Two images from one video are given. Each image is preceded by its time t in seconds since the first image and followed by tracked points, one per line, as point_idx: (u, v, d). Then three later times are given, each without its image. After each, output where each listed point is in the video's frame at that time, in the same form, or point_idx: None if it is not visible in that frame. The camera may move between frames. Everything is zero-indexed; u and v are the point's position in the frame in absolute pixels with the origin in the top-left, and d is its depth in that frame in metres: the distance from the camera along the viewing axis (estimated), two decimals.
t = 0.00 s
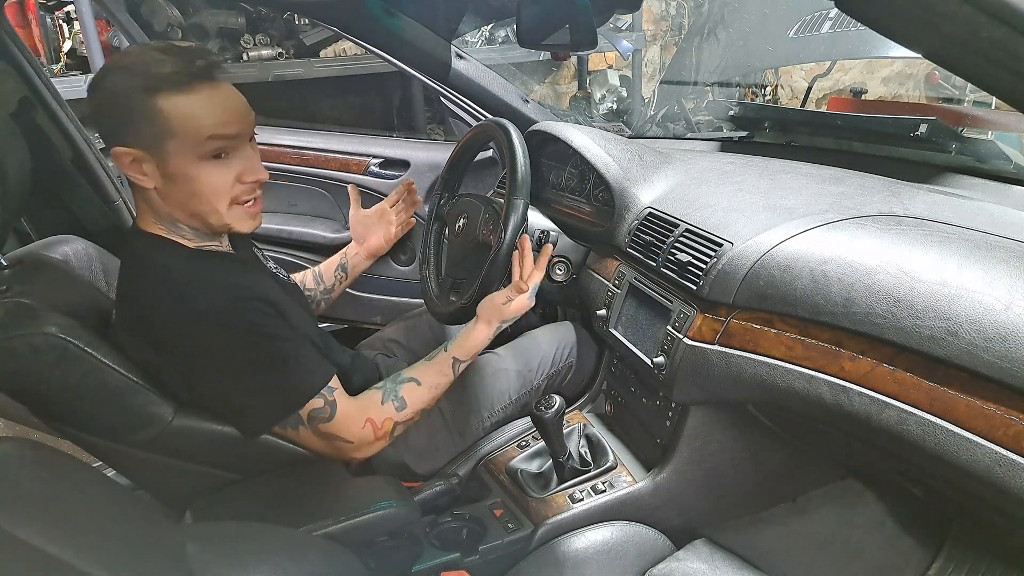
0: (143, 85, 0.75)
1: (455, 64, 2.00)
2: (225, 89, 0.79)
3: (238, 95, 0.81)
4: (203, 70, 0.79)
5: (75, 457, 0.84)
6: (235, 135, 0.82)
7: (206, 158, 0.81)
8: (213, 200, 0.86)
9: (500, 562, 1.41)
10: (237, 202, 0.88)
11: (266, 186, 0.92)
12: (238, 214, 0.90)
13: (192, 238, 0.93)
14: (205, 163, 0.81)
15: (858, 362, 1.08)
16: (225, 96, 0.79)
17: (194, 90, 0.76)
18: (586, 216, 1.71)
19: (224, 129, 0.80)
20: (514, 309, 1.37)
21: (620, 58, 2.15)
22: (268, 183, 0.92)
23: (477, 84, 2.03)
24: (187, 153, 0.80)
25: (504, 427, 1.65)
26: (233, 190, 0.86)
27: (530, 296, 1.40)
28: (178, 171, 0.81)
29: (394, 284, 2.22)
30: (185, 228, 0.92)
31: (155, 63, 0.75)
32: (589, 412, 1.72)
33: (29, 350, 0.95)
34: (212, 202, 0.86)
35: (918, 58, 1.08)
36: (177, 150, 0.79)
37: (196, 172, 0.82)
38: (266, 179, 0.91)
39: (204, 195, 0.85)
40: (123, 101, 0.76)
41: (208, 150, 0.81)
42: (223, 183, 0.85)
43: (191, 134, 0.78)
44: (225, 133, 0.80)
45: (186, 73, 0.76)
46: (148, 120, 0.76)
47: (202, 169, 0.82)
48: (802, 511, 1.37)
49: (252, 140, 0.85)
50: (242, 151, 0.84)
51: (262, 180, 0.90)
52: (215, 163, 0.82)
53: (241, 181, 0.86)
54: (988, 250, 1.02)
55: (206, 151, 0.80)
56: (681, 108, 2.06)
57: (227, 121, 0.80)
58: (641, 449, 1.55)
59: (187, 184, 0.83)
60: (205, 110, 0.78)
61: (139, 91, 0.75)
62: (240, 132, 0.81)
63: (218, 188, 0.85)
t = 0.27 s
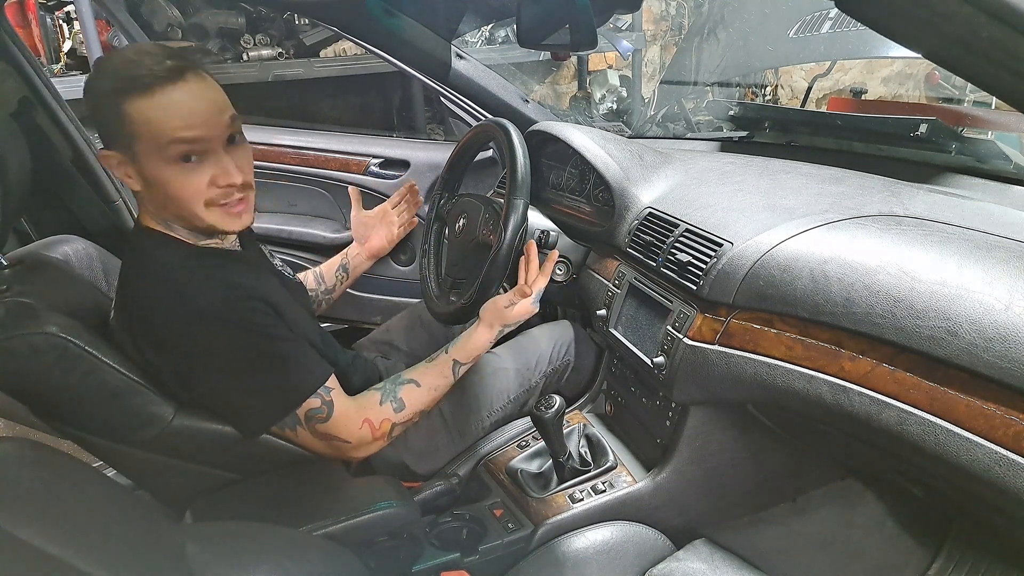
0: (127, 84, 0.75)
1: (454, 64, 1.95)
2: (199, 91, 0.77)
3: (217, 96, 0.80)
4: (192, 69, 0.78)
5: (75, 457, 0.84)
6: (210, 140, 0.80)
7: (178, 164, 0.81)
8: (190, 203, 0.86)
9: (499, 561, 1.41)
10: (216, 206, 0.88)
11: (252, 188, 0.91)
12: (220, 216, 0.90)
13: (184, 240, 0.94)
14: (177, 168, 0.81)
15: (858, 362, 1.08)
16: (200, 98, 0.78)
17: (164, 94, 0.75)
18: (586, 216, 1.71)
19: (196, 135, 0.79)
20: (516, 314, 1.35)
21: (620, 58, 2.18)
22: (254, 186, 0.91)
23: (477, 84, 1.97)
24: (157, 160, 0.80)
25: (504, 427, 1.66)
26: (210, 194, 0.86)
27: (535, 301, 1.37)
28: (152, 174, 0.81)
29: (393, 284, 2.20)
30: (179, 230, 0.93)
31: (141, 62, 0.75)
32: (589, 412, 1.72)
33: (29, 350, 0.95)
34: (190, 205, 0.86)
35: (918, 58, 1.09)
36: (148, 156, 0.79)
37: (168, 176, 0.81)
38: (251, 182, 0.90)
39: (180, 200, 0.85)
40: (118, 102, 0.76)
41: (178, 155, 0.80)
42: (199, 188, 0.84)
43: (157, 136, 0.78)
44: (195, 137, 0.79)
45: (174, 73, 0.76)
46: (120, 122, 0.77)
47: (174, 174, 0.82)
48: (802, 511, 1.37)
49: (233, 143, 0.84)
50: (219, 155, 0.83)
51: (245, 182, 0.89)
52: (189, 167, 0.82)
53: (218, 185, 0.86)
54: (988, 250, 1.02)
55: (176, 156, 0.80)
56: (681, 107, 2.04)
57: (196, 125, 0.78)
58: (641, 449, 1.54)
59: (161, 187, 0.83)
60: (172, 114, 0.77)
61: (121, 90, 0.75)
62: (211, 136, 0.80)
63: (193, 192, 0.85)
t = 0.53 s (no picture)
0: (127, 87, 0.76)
1: (454, 64, 1.93)
2: (207, 91, 0.78)
3: (224, 95, 0.81)
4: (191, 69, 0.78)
5: (75, 457, 0.84)
6: (218, 140, 0.81)
7: (188, 165, 0.81)
8: (198, 203, 0.87)
9: (499, 561, 1.41)
10: (224, 205, 0.89)
11: (257, 189, 0.91)
12: (226, 216, 0.91)
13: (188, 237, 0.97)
14: (186, 169, 0.82)
15: (858, 362, 1.08)
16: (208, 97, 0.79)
17: (174, 96, 0.76)
18: (586, 215, 1.71)
19: (205, 136, 0.80)
20: (520, 322, 1.31)
21: (620, 58, 2.19)
22: (259, 187, 0.91)
23: (477, 84, 1.95)
24: (166, 161, 0.80)
25: (504, 427, 1.66)
26: (217, 194, 0.86)
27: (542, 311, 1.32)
28: (160, 176, 0.82)
29: (393, 284, 2.19)
30: (182, 227, 0.94)
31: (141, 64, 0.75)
32: (589, 412, 1.72)
33: (29, 350, 0.95)
34: (197, 205, 0.87)
35: (918, 59, 1.09)
36: (157, 157, 0.80)
37: (177, 178, 0.82)
38: (257, 183, 0.90)
39: (188, 199, 0.86)
40: (117, 103, 0.76)
41: (187, 157, 0.80)
42: (207, 188, 0.85)
43: (165, 140, 0.78)
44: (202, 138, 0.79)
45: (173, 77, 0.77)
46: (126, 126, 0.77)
47: (183, 175, 0.82)
48: (802, 511, 1.37)
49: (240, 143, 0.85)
50: (226, 156, 0.83)
51: (251, 182, 0.89)
52: (197, 169, 0.82)
53: (226, 185, 0.86)
54: (988, 250, 1.02)
55: (185, 158, 0.80)
56: (681, 108, 2.04)
57: (205, 126, 0.79)
58: (641, 449, 1.54)
59: (169, 188, 0.84)
60: (182, 116, 0.77)
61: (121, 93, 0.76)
62: (219, 136, 0.80)
63: (202, 192, 0.85)
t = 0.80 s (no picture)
0: (142, 102, 0.80)
1: (454, 64, 1.92)
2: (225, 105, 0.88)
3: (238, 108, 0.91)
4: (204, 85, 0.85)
5: (75, 457, 0.84)
6: (236, 150, 0.91)
7: (207, 173, 0.91)
8: (210, 209, 0.95)
9: (499, 562, 1.41)
10: (234, 212, 0.98)
11: (263, 197, 1.01)
12: (235, 222, 0.99)
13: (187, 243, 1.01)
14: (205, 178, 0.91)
15: (858, 362, 1.08)
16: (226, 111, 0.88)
17: (196, 110, 0.84)
18: (586, 215, 1.71)
19: (225, 147, 0.89)
20: (522, 327, 1.30)
21: (621, 58, 2.19)
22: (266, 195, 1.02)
23: (477, 83, 1.94)
24: (186, 169, 0.88)
25: (504, 427, 1.66)
26: (229, 200, 0.96)
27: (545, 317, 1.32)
28: (177, 183, 0.90)
29: (393, 284, 2.19)
30: (181, 234, 1.00)
31: (154, 78, 0.80)
32: (589, 412, 1.72)
33: (28, 350, 0.95)
34: (208, 211, 0.95)
35: (918, 59, 1.09)
36: (177, 165, 0.88)
37: (195, 186, 0.91)
38: (265, 191, 1.01)
39: (201, 206, 0.94)
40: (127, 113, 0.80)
41: (203, 167, 0.90)
42: (222, 196, 0.94)
43: (183, 154, 0.87)
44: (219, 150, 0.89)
45: (188, 90, 0.82)
46: (144, 138, 0.83)
47: (201, 182, 0.91)
48: (802, 511, 1.37)
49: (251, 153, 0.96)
50: (241, 165, 0.94)
51: (259, 190, 1.00)
52: (215, 176, 0.92)
53: (239, 193, 0.96)
54: (988, 250, 1.02)
55: (206, 167, 0.90)
56: (681, 107, 2.04)
57: (221, 140, 0.88)
58: (641, 449, 1.54)
59: (184, 195, 0.91)
60: (206, 129, 0.86)
61: (136, 107, 0.80)
62: (237, 146, 0.91)
63: (217, 199, 0.94)
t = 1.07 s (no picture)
0: (131, 100, 0.81)
1: (454, 64, 1.92)
2: (211, 92, 0.90)
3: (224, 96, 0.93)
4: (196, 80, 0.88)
5: (76, 457, 0.84)
6: (232, 139, 0.95)
7: (208, 165, 0.93)
8: (212, 201, 0.98)
9: (499, 561, 1.41)
10: (234, 201, 1.01)
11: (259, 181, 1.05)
12: (236, 211, 1.02)
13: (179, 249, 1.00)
14: (207, 170, 0.94)
15: (858, 362, 1.08)
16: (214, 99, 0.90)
17: (185, 101, 0.86)
18: (586, 216, 1.71)
19: (221, 135, 0.92)
20: (495, 289, 1.34)
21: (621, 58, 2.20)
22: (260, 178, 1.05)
23: (477, 83, 1.94)
24: (188, 164, 0.91)
25: (504, 428, 1.66)
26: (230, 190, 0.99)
27: (519, 283, 1.35)
28: (179, 179, 0.92)
29: (394, 284, 2.21)
30: (179, 230, 1.01)
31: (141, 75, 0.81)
32: (589, 412, 1.72)
33: (28, 350, 0.95)
34: (211, 202, 0.98)
35: (918, 58, 1.09)
36: (178, 162, 0.90)
37: (198, 179, 0.93)
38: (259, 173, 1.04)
39: (202, 199, 0.96)
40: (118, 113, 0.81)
41: (206, 159, 0.93)
42: (224, 185, 0.97)
43: (186, 150, 0.89)
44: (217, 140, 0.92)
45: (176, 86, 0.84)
46: (141, 138, 0.85)
47: (203, 174, 0.94)
48: (802, 510, 1.37)
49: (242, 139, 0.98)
50: (236, 152, 0.97)
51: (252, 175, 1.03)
52: (214, 166, 0.94)
53: (237, 180, 0.99)
54: (988, 250, 1.02)
55: (206, 158, 0.92)
56: (681, 107, 2.04)
57: (217, 130, 0.91)
58: (641, 449, 1.55)
59: (186, 190, 0.94)
60: (198, 118, 0.88)
61: (128, 106, 0.81)
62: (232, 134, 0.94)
63: (219, 191, 0.97)
